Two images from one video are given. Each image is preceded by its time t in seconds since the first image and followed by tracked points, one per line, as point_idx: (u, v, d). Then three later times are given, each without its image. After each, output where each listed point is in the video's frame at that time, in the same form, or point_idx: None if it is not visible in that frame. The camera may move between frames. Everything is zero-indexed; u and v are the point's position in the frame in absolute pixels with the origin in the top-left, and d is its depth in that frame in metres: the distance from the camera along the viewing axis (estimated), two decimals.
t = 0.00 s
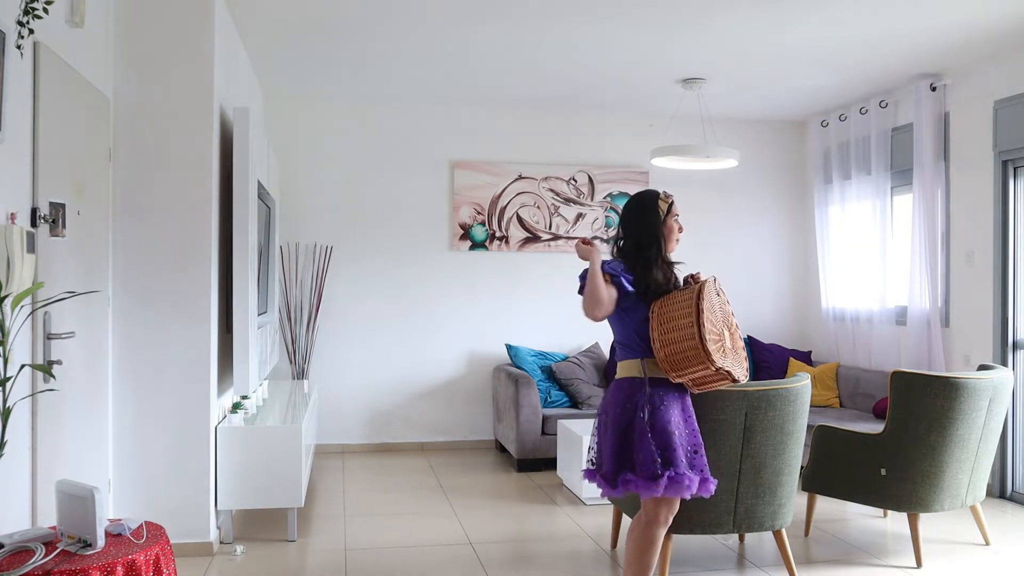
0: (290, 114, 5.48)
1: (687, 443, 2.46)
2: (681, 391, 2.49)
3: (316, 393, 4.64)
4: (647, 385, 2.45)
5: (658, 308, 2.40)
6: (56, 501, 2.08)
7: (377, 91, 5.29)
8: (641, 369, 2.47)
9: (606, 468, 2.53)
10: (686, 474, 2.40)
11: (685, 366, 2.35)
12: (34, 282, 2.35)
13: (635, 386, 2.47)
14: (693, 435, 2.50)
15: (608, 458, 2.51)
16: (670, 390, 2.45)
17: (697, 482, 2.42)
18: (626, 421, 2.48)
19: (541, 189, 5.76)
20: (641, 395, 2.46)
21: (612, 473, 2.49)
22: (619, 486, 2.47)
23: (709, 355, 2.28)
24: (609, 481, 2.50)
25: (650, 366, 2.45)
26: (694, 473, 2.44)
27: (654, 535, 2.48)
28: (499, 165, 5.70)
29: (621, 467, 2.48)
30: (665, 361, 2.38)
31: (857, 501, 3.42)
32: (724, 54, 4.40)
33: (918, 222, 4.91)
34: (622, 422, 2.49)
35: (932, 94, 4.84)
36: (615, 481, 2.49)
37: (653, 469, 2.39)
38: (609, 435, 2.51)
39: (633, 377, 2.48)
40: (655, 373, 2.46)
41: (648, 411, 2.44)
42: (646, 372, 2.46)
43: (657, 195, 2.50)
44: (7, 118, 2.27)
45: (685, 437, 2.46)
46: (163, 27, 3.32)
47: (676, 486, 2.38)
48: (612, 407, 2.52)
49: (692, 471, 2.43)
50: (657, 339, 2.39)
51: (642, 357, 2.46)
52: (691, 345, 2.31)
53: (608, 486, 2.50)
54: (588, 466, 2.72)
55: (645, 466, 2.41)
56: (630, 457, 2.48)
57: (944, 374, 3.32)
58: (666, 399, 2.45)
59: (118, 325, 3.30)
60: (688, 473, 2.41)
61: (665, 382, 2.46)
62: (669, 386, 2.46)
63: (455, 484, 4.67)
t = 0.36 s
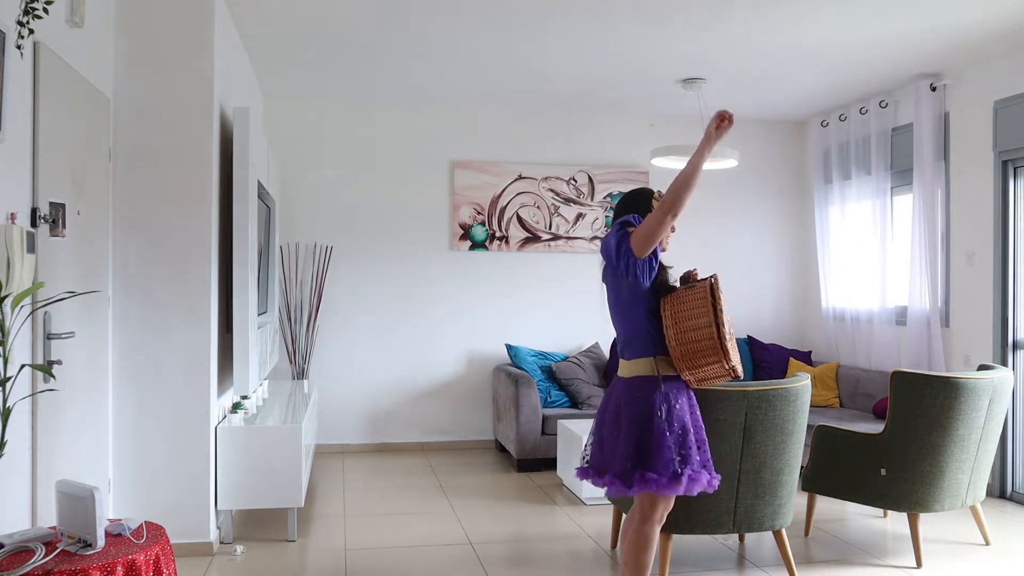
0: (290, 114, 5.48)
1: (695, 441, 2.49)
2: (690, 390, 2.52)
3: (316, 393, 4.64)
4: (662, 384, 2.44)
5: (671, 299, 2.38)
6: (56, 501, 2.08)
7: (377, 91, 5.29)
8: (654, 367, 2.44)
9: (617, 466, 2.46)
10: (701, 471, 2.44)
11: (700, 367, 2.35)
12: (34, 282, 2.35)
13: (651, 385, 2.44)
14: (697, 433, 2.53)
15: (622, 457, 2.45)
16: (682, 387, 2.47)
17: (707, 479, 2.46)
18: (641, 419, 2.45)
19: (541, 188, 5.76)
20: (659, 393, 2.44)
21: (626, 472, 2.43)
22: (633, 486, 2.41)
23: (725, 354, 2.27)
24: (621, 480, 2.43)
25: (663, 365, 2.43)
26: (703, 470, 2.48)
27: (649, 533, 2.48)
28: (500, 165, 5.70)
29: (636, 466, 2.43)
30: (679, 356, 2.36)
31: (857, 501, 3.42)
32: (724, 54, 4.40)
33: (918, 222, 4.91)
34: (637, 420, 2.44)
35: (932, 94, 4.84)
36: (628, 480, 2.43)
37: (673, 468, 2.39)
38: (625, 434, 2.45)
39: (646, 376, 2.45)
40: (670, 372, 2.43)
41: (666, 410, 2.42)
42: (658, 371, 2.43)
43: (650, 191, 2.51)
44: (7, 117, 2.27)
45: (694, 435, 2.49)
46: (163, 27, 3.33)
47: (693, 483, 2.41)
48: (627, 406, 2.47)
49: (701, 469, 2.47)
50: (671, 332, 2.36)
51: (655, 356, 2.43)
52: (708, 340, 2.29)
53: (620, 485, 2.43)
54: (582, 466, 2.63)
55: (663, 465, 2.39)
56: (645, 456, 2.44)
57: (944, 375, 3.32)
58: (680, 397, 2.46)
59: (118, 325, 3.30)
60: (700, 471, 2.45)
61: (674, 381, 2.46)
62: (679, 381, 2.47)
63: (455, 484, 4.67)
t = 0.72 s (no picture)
0: (290, 114, 5.48)
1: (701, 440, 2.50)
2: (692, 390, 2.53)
3: (316, 393, 4.64)
4: (667, 383, 2.44)
5: (683, 303, 2.38)
6: (56, 501, 2.09)
7: (377, 91, 5.29)
8: (659, 367, 2.44)
9: (624, 467, 2.45)
10: (707, 470, 2.46)
11: (715, 373, 2.34)
12: (33, 282, 2.35)
13: (658, 385, 2.44)
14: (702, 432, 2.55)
15: (629, 458, 2.44)
16: (687, 386, 2.48)
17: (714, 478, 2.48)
18: (647, 421, 2.44)
19: (541, 188, 5.76)
20: (665, 394, 2.44)
21: (635, 474, 2.42)
22: (642, 487, 2.40)
23: (744, 361, 2.30)
24: (629, 482, 2.42)
25: (669, 365, 2.44)
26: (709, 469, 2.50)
27: (649, 532, 2.48)
28: (500, 165, 5.70)
29: (643, 468, 2.42)
30: (696, 364, 2.34)
31: (858, 501, 3.42)
32: (723, 54, 4.40)
33: (918, 222, 4.91)
34: (643, 421, 2.44)
35: (932, 94, 4.84)
36: (636, 481, 2.42)
37: (683, 469, 2.39)
38: (632, 435, 2.44)
39: (652, 376, 2.45)
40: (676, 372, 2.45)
41: (673, 410, 2.43)
42: (665, 372, 2.44)
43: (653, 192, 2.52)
44: (7, 117, 2.27)
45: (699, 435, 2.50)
46: (163, 27, 3.33)
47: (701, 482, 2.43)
48: (633, 407, 2.46)
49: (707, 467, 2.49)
50: (687, 339, 2.36)
51: (661, 356, 2.44)
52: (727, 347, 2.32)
53: (628, 487, 2.42)
54: (585, 467, 2.61)
55: (673, 465, 2.39)
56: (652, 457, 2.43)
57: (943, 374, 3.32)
58: (685, 397, 2.47)
59: (118, 324, 3.30)
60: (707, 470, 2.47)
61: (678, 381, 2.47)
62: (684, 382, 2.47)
63: (455, 484, 4.67)
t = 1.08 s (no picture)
0: (290, 114, 5.48)
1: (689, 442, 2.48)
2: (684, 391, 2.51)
3: (316, 393, 4.64)
4: (655, 382, 2.45)
5: (674, 309, 2.37)
6: (56, 501, 2.08)
7: (376, 91, 5.29)
8: (648, 366, 2.44)
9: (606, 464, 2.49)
10: (691, 472, 2.43)
11: (697, 379, 2.34)
12: (33, 282, 2.35)
13: (645, 384, 2.45)
14: (693, 434, 2.52)
15: (611, 454, 2.48)
16: (678, 389, 2.47)
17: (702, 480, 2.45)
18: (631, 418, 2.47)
19: (541, 188, 5.76)
20: (648, 393, 2.45)
21: (615, 470, 2.46)
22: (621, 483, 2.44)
23: (723, 370, 2.28)
24: (611, 478, 2.47)
25: (657, 364, 2.44)
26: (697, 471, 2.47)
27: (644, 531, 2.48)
28: (500, 165, 5.70)
29: (624, 465, 2.45)
30: (677, 368, 2.36)
31: (858, 501, 3.42)
32: (723, 54, 4.39)
33: (918, 222, 4.91)
34: (626, 420, 2.46)
35: (932, 94, 4.84)
36: (615, 477, 2.46)
37: (662, 468, 2.39)
38: (614, 432, 2.48)
39: (641, 375, 2.46)
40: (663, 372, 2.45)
41: (656, 409, 2.43)
42: (653, 371, 2.44)
43: (672, 197, 2.47)
44: (7, 117, 2.27)
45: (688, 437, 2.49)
46: (162, 27, 3.32)
47: (684, 484, 2.41)
48: (619, 404, 2.49)
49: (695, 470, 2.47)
50: (671, 342, 2.36)
51: (650, 356, 2.44)
52: (705, 355, 2.30)
53: (609, 482, 2.47)
54: (584, 462, 2.68)
55: (652, 463, 2.40)
56: (635, 455, 2.46)
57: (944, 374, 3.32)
58: (671, 398, 2.46)
59: (118, 325, 3.30)
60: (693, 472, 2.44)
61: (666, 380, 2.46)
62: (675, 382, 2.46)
63: (455, 484, 4.67)
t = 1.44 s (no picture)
0: (290, 114, 5.48)
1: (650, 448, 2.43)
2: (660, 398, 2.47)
3: (316, 393, 4.65)
4: (622, 379, 2.49)
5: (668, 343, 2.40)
6: (56, 501, 2.09)
7: (376, 92, 5.29)
8: (624, 364, 2.49)
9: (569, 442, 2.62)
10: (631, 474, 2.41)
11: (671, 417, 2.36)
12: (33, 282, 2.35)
13: (613, 379, 2.52)
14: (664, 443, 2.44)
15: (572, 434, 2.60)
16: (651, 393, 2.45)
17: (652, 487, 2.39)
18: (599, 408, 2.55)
19: (541, 188, 5.76)
20: (615, 388, 2.50)
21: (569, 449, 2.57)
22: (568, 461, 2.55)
23: (693, 417, 2.29)
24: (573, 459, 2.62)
25: (634, 366, 2.47)
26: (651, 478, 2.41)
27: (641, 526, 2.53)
28: (500, 165, 5.70)
29: (579, 447, 2.55)
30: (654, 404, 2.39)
31: (857, 500, 3.42)
32: (723, 54, 4.39)
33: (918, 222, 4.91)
34: (592, 407, 2.55)
35: (932, 94, 4.84)
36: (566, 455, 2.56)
37: (601, 459, 2.47)
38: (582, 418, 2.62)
39: (616, 370, 2.52)
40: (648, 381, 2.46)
41: (612, 404, 2.49)
42: (627, 369, 2.48)
43: (726, 224, 2.37)
44: (7, 116, 2.27)
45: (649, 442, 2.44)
46: (162, 27, 3.32)
47: (615, 480, 2.42)
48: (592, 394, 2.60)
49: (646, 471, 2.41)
50: (655, 378, 2.39)
51: (629, 355, 2.49)
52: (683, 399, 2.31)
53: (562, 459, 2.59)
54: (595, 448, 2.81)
55: (594, 452, 2.49)
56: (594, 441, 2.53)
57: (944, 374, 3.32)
58: (636, 399, 2.46)
59: (119, 324, 3.30)
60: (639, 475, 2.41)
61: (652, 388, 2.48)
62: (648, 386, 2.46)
63: (455, 484, 4.67)
